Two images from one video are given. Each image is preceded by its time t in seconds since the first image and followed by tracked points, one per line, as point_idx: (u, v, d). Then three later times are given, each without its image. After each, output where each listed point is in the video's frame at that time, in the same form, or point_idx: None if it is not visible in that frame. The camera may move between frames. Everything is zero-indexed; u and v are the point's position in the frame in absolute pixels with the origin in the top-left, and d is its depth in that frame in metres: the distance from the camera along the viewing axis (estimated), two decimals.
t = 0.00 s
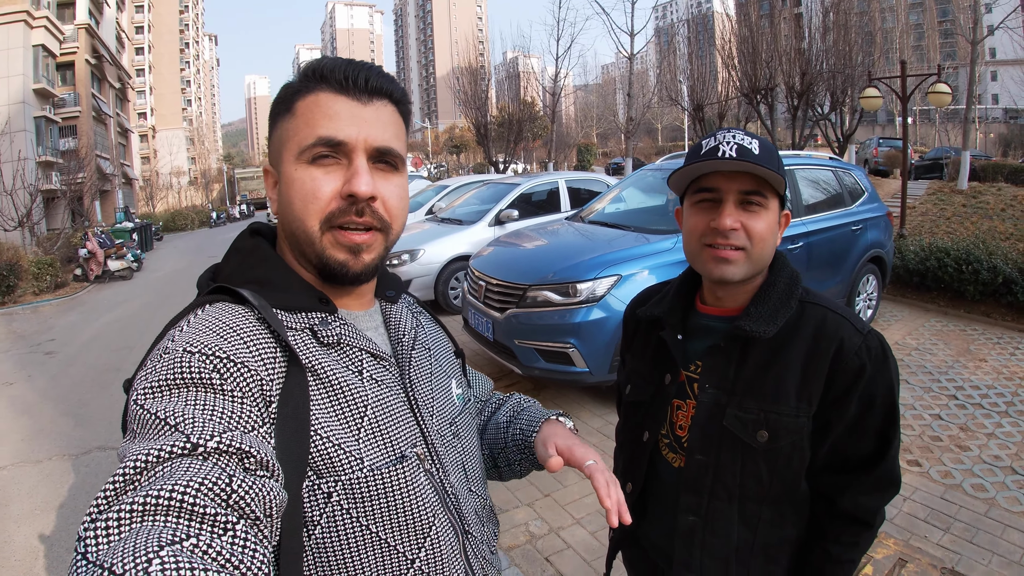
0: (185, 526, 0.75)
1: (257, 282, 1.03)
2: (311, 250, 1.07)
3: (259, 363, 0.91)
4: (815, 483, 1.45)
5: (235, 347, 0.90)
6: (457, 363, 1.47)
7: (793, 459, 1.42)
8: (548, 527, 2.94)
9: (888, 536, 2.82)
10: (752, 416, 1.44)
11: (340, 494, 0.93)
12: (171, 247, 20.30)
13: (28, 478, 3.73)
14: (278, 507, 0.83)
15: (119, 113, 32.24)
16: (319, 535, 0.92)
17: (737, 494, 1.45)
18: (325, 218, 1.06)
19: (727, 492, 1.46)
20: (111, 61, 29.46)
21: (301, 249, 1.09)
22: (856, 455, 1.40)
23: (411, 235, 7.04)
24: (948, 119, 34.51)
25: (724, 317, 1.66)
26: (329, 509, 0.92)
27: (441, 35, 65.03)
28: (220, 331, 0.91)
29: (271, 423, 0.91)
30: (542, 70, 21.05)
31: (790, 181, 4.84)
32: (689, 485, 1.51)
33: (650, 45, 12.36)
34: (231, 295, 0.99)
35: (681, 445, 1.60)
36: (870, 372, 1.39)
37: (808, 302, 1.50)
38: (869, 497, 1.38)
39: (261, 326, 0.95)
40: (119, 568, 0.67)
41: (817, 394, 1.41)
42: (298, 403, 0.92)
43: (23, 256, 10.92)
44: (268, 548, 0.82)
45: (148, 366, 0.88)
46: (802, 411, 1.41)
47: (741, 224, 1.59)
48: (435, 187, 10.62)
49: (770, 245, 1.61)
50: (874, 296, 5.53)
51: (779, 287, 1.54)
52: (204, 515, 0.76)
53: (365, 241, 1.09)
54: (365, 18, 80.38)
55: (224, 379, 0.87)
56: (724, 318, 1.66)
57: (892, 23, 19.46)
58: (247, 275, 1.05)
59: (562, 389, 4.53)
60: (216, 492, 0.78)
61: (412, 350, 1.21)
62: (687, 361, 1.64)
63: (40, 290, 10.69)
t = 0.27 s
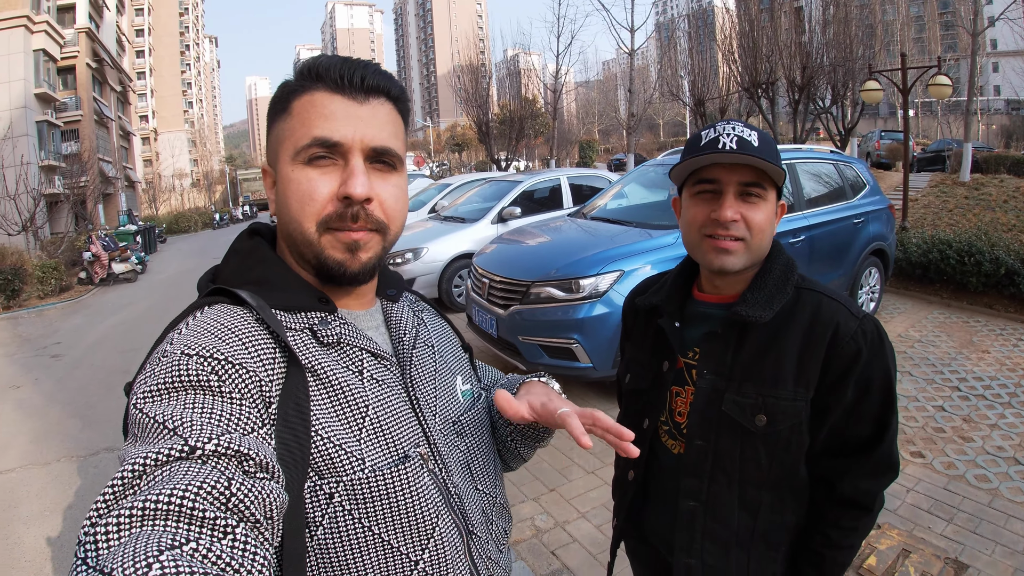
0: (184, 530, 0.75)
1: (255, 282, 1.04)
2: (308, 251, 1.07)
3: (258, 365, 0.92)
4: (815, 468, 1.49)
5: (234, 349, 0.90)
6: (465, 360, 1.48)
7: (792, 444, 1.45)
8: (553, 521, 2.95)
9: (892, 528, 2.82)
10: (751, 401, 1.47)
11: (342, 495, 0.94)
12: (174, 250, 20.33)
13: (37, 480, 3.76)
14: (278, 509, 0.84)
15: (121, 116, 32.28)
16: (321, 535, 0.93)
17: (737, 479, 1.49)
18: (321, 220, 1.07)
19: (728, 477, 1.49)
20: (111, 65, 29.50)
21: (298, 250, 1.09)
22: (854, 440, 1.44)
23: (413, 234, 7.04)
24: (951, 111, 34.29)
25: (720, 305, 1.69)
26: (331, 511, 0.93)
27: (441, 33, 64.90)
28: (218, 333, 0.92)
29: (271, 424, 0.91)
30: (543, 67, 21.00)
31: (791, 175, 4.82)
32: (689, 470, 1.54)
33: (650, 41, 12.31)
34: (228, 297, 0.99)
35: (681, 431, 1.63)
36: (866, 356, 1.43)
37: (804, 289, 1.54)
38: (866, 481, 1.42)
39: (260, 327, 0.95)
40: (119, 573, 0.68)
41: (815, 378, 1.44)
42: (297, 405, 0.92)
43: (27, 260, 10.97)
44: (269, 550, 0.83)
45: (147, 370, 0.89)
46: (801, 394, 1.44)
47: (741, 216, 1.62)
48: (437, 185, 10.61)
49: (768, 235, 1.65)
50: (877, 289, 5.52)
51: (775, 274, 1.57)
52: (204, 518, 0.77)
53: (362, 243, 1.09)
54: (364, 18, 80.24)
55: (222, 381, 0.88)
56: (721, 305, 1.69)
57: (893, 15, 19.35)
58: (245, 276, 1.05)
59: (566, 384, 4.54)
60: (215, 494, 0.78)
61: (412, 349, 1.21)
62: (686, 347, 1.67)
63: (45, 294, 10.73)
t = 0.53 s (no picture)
0: (190, 526, 0.76)
1: (259, 279, 1.05)
2: (311, 256, 1.09)
3: (262, 362, 0.92)
4: (812, 458, 1.50)
5: (239, 346, 0.91)
6: (468, 357, 1.48)
7: (788, 432, 1.48)
8: (555, 516, 2.96)
9: (891, 523, 2.82)
10: (747, 391, 1.51)
11: (346, 491, 0.95)
12: (177, 250, 20.37)
13: (43, 477, 3.78)
14: (283, 506, 0.85)
15: (124, 117, 32.36)
16: (325, 531, 0.93)
17: (735, 467, 1.53)
18: (327, 223, 1.08)
19: (726, 464, 1.54)
20: (114, 66, 29.57)
21: (301, 252, 1.10)
22: (849, 431, 1.46)
23: (416, 233, 7.06)
24: (953, 111, 34.20)
25: (719, 298, 1.74)
26: (335, 507, 0.94)
27: (442, 34, 64.94)
28: (222, 330, 0.92)
29: (276, 421, 0.92)
30: (545, 67, 21.01)
31: (792, 174, 4.83)
32: (689, 456, 1.59)
33: (652, 41, 12.32)
34: (232, 294, 1.00)
35: (682, 420, 1.68)
36: (860, 347, 1.45)
37: (800, 282, 1.58)
38: (861, 470, 1.44)
39: (263, 324, 0.96)
40: (125, 568, 0.69)
41: (810, 368, 1.47)
42: (301, 401, 0.93)
43: (31, 261, 11.00)
44: (274, 546, 0.83)
45: (152, 366, 0.90)
46: (796, 384, 1.47)
47: (737, 216, 1.67)
48: (439, 185, 10.63)
49: (766, 232, 1.69)
50: (878, 288, 5.52)
51: (772, 269, 1.61)
52: (209, 515, 0.78)
53: (368, 247, 1.10)
54: (366, 19, 80.33)
55: (226, 378, 0.89)
56: (719, 298, 1.74)
57: (895, 15, 19.32)
58: (249, 274, 1.06)
59: (568, 382, 4.55)
60: (221, 490, 0.79)
61: (416, 347, 1.22)
62: (686, 339, 1.72)
63: (49, 294, 10.77)
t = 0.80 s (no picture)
0: (192, 526, 0.74)
1: (264, 274, 1.03)
2: (306, 250, 1.08)
3: (265, 359, 0.91)
4: (807, 445, 1.56)
5: (242, 343, 0.89)
6: (467, 362, 1.47)
7: (784, 419, 1.53)
8: (554, 513, 2.97)
9: (887, 521, 2.83)
10: (746, 379, 1.56)
11: (347, 492, 0.93)
12: (180, 250, 20.39)
13: (46, 473, 3.79)
14: (286, 505, 0.83)
15: (126, 117, 32.42)
16: (325, 532, 0.92)
17: (733, 454, 1.57)
18: (317, 218, 1.07)
19: (725, 451, 1.58)
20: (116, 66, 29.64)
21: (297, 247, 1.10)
22: (844, 418, 1.51)
23: (417, 234, 7.08)
24: (954, 114, 34.21)
25: (717, 292, 1.78)
26: (336, 507, 0.93)
27: (444, 36, 65.07)
28: (225, 326, 0.91)
29: (278, 419, 0.90)
30: (546, 69, 21.04)
31: (791, 176, 4.84)
32: (689, 444, 1.63)
33: (653, 43, 12.35)
34: (235, 288, 0.98)
35: (681, 410, 1.72)
36: (853, 337, 1.51)
37: (795, 276, 1.64)
38: (854, 457, 1.49)
39: (268, 320, 0.95)
40: (125, 568, 0.66)
41: (805, 357, 1.53)
42: (305, 399, 0.92)
43: (33, 260, 11.02)
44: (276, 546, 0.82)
45: (153, 361, 0.88)
46: (791, 373, 1.53)
47: (733, 211, 1.71)
48: (441, 187, 10.65)
49: (760, 228, 1.72)
50: (876, 289, 5.53)
51: (768, 264, 1.66)
52: (211, 515, 0.76)
53: (361, 241, 1.08)
54: (368, 20, 80.49)
55: (229, 374, 0.87)
56: (717, 292, 1.78)
57: (896, 18, 19.34)
58: (254, 269, 1.05)
59: (568, 381, 4.56)
60: (223, 490, 0.77)
61: (420, 347, 1.22)
62: (686, 332, 1.76)
63: (51, 293, 10.80)
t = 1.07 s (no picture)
0: (195, 520, 0.75)
1: (271, 272, 1.04)
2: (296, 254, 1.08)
3: (271, 354, 0.91)
4: (802, 434, 1.58)
5: (248, 339, 0.90)
6: (471, 365, 1.48)
7: (780, 409, 1.55)
8: (553, 511, 2.99)
9: (883, 519, 2.84)
10: (744, 369, 1.57)
11: (350, 488, 0.94)
12: (181, 252, 20.41)
13: (49, 472, 3.80)
14: (289, 501, 0.84)
15: (127, 119, 32.49)
16: (328, 528, 0.93)
17: (733, 444, 1.59)
18: (302, 222, 1.06)
19: (724, 442, 1.59)
20: (118, 68, 29.73)
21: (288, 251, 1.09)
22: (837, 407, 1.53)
23: (418, 236, 7.10)
24: (954, 118, 34.27)
25: (714, 289, 1.80)
26: (338, 504, 0.94)
27: (445, 39, 65.26)
28: (232, 322, 0.91)
29: (282, 416, 0.91)
30: (547, 73, 21.09)
31: (789, 179, 4.85)
32: (688, 435, 1.63)
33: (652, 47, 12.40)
34: (243, 285, 0.99)
35: (681, 402, 1.72)
36: (845, 330, 1.54)
37: (791, 271, 1.65)
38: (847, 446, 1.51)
39: (274, 318, 0.95)
40: (131, 562, 0.67)
41: (800, 349, 1.55)
42: (310, 396, 0.93)
43: (35, 262, 11.04)
44: (279, 541, 0.83)
45: (160, 356, 0.89)
46: (787, 364, 1.55)
47: (729, 211, 1.72)
48: (442, 190, 10.68)
49: (755, 227, 1.74)
50: (874, 292, 5.53)
51: (763, 260, 1.68)
52: (215, 509, 0.76)
53: (347, 245, 1.06)
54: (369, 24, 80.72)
55: (234, 371, 0.87)
56: (715, 288, 1.80)
57: (895, 22, 19.39)
58: (259, 266, 1.05)
59: (567, 382, 4.58)
60: (228, 484, 0.78)
61: (425, 347, 1.23)
62: (685, 326, 1.78)
63: (53, 294, 10.82)
